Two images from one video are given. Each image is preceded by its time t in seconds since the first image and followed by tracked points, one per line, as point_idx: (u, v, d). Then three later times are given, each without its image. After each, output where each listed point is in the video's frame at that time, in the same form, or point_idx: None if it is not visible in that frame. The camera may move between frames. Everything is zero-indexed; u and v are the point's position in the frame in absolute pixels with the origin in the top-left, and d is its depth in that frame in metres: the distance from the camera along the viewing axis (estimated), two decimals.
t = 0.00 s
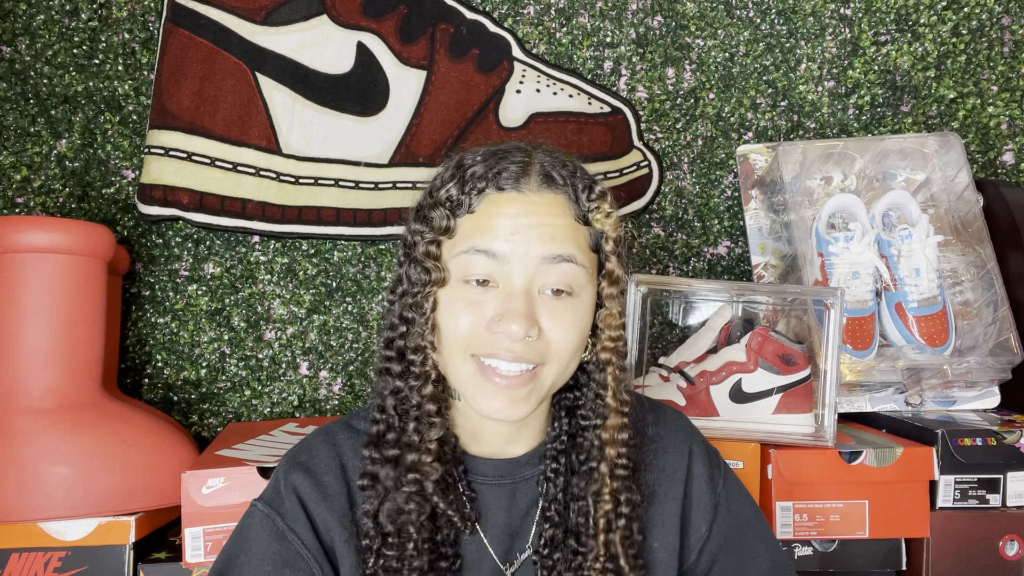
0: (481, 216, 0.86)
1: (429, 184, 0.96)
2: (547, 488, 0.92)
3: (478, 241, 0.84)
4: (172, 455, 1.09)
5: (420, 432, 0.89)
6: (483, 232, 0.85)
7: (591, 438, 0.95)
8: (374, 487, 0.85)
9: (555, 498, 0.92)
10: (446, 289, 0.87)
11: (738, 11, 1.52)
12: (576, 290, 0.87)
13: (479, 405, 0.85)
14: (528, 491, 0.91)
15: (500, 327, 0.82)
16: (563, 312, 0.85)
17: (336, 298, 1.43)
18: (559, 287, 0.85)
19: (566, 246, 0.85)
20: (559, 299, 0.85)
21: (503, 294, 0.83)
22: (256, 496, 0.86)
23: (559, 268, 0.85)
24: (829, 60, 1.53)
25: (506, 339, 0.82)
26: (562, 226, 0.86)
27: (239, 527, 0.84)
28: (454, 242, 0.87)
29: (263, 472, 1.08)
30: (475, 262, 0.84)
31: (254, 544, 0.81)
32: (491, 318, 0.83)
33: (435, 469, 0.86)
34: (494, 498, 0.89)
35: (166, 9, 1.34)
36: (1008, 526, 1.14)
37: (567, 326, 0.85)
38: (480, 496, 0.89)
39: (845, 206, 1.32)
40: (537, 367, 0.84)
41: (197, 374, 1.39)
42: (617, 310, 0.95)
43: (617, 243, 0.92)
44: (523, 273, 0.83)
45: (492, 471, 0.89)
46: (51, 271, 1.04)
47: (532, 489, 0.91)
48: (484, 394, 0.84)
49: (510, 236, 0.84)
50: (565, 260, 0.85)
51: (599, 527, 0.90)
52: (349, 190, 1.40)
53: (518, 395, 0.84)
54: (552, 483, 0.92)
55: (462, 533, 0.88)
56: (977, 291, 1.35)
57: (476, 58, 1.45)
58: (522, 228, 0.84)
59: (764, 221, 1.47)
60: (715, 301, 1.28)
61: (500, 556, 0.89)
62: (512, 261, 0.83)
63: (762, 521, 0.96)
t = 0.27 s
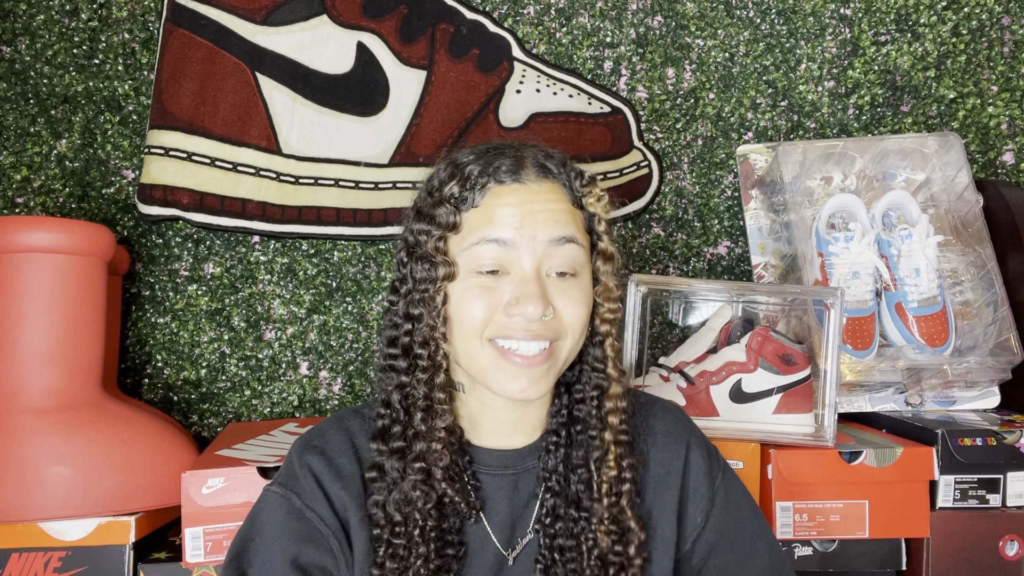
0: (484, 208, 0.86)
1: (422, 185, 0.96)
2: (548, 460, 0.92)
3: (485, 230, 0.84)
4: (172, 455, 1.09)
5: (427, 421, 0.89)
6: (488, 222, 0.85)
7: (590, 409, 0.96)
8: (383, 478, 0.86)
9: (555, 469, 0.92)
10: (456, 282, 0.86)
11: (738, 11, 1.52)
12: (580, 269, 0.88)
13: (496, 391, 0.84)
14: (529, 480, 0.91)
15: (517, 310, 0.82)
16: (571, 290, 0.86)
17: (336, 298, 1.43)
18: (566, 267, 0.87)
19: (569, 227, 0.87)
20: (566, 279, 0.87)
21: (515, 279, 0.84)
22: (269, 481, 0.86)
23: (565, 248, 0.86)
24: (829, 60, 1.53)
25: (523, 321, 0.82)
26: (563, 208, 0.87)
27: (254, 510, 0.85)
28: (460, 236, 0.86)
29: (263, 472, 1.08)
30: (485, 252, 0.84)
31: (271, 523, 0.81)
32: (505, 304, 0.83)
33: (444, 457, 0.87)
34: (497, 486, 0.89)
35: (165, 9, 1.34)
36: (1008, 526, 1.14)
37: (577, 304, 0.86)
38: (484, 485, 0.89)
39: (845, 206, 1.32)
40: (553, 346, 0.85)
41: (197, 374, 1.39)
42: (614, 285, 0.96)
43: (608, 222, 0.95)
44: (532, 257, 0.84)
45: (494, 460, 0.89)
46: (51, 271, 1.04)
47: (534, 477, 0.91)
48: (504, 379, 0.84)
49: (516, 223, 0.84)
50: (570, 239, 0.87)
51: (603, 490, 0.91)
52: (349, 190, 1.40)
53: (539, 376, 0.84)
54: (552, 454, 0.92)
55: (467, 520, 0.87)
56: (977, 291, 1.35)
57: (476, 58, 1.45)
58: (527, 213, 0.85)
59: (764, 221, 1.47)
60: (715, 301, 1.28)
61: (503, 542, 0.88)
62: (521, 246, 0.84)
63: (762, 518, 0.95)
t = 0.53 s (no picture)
0: (474, 197, 0.88)
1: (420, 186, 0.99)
2: (549, 471, 0.91)
3: (473, 218, 0.86)
4: (172, 455, 1.09)
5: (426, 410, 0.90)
6: (476, 210, 0.86)
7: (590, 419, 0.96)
8: (385, 480, 0.86)
9: (557, 481, 0.91)
10: (445, 272, 0.88)
11: (738, 11, 1.52)
12: (570, 264, 0.87)
13: (480, 385, 0.83)
14: (532, 483, 0.91)
15: (499, 299, 0.82)
16: (560, 284, 0.85)
17: (336, 298, 1.43)
18: (553, 259, 0.86)
19: (557, 217, 0.87)
20: (554, 272, 0.86)
21: (500, 268, 0.84)
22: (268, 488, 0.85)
23: (551, 239, 0.86)
24: (829, 60, 1.53)
25: (505, 311, 0.82)
26: (552, 199, 0.88)
27: (253, 517, 0.84)
28: (450, 226, 0.89)
29: (262, 472, 1.08)
30: (472, 240, 0.86)
31: (273, 530, 0.81)
32: (489, 292, 0.83)
33: (442, 444, 0.87)
34: (499, 490, 0.89)
35: (165, 9, 1.34)
36: (1008, 526, 1.14)
37: (565, 298, 0.85)
38: (487, 489, 0.89)
39: (845, 206, 1.32)
40: (538, 339, 0.83)
41: (197, 374, 1.39)
42: (607, 285, 0.95)
43: (605, 221, 0.94)
44: (517, 245, 0.85)
45: (498, 464, 0.89)
46: (51, 271, 1.04)
47: (536, 479, 0.91)
48: (486, 370, 0.83)
49: (501, 210, 0.85)
50: (557, 230, 0.86)
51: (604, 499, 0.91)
52: (349, 190, 1.40)
53: (522, 368, 0.83)
54: (553, 466, 0.92)
55: (470, 523, 0.87)
56: (977, 291, 1.35)
57: (476, 58, 1.45)
58: (513, 201, 0.86)
59: (764, 221, 1.47)
60: (715, 301, 1.28)
61: (507, 545, 0.88)
62: (506, 233, 0.85)
63: (760, 516, 0.96)
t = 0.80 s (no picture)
0: (494, 209, 0.85)
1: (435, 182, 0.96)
2: (548, 480, 0.91)
3: (492, 233, 0.84)
4: (172, 455, 1.09)
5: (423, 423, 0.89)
6: (496, 224, 0.84)
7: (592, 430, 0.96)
8: (381, 481, 0.86)
9: (555, 490, 0.91)
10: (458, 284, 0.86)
11: (738, 11, 1.52)
12: (586, 285, 0.86)
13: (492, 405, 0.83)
14: (530, 488, 0.91)
15: (514, 322, 0.81)
16: (575, 306, 0.85)
17: (336, 298, 1.43)
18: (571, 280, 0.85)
19: (578, 238, 0.85)
20: (570, 294, 0.85)
21: (516, 288, 0.83)
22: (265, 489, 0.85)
23: (571, 261, 0.84)
24: (829, 60, 1.53)
25: (519, 335, 0.81)
26: (575, 218, 0.86)
27: (249, 517, 0.84)
28: (467, 237, 0.86)
29: (262, 472, 1.08)
30: (489, 255, 0.83)
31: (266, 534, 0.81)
32: (505, 312, 0.82)
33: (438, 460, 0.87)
34: (498, 495, 0.89)
35: (165, 9, 1.34)
36: (1008, 526, 1.14)
37: (579, 321, 0.85)
38: (484, 493, 0.89)
39: (845, 206, 1.32)
40: (551, 363, 0.83)
41: (197, 374, 1.39)
42: (622, 304, 0.95)
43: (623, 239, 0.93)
44: (537, 266, 0.83)
45: (497, 469, 0.89)
46: (51, 271, 1.04)
47: (535, 485, 0.91)
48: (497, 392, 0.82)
49: (523, 227, 0.83)
50: (578, 252, 0.85)
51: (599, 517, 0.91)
52: (349, 190, 1.40)
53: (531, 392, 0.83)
54: (552, 475, 0.92)
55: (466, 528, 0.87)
56: (977, 291, 1.35)
57: (476, 58, 1.45)
58: (535, 219, 0.84)
59: (764, 221, 1.47)
60: (715, 301, 1.28)
61: (503, 551, 0.88)
62: (526, 253, 0.83)
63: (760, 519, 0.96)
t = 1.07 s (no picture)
0: (496, 209, 0.85)
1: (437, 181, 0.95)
2: (554, 486, 0.91)
3: (495, 234, 0.84)
4: (172, 455, 1.09)
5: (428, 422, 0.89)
6: (500, 224, 0.84)
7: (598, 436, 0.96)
8: (392, 494, 0.85)
9: (563, 496, 0.91)
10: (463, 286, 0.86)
11: (738, 11, 1.52)
12: (592, 283, 0.87)
13: (498, 404, 0.84)
14: (536, 495, 0.90)
15: (520, 321, 0.81)
16: (581, 304, 0.85)
17: (336, 298, 1.43)
18: (576, 279, 0.85)
19: (582, 237, 0.85)
20: (575, 292, 0.86)
21: (521, 288, 0.83)
22: (263, 497, 0.84)
23: (575, 259, 0.85)
24: (829, 60, 1.53)
25: (524, 334, 0.82)
26: (579, 216, 0.86)
27: (247, 524, 0.83)
28: (469, 238, 0.86)
29: (262, 472, 1.08)
30: (493, 256, 0.84)
31: (264, 545, 0.80)
32: (510, 312, 0.82)
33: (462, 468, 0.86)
34: (502, 502, 0.89)
35: (165, 9, 1.34)
36: (1008, 526, 1.14)
37: (586, 318, 0.85)
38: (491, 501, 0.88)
39: (845, 206, 1.32)
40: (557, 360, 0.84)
41: (197, 374, 1.39)
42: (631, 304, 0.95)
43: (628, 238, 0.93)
44: (541, 265, 0.83)
45: (500, 476, 0.89)
46: (51, 271, 1.04)
47: (540, 492, 0.91)
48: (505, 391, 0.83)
49: (527, 227, 0.83)
50: (582, 251, 0.85)
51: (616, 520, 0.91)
52: (349, 190, 1.40)
53: (540, 390, 0.84)
54: (558, 480, 0.92)
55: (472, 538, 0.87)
56: (977, 291, 1.35)
57: (476, 58, 1.45)
58: (538, 219, 0.84)
59: (764, 221, 1.47)
60: (715, 301, 1.28)
61: (508, 560, 0.88)
62: (530, 253, 0.83)
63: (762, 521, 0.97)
